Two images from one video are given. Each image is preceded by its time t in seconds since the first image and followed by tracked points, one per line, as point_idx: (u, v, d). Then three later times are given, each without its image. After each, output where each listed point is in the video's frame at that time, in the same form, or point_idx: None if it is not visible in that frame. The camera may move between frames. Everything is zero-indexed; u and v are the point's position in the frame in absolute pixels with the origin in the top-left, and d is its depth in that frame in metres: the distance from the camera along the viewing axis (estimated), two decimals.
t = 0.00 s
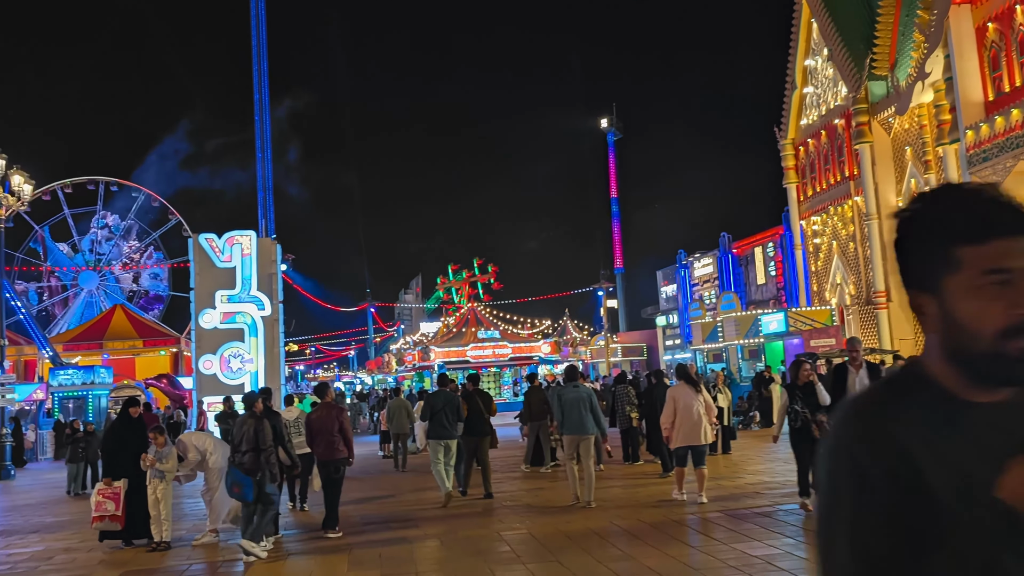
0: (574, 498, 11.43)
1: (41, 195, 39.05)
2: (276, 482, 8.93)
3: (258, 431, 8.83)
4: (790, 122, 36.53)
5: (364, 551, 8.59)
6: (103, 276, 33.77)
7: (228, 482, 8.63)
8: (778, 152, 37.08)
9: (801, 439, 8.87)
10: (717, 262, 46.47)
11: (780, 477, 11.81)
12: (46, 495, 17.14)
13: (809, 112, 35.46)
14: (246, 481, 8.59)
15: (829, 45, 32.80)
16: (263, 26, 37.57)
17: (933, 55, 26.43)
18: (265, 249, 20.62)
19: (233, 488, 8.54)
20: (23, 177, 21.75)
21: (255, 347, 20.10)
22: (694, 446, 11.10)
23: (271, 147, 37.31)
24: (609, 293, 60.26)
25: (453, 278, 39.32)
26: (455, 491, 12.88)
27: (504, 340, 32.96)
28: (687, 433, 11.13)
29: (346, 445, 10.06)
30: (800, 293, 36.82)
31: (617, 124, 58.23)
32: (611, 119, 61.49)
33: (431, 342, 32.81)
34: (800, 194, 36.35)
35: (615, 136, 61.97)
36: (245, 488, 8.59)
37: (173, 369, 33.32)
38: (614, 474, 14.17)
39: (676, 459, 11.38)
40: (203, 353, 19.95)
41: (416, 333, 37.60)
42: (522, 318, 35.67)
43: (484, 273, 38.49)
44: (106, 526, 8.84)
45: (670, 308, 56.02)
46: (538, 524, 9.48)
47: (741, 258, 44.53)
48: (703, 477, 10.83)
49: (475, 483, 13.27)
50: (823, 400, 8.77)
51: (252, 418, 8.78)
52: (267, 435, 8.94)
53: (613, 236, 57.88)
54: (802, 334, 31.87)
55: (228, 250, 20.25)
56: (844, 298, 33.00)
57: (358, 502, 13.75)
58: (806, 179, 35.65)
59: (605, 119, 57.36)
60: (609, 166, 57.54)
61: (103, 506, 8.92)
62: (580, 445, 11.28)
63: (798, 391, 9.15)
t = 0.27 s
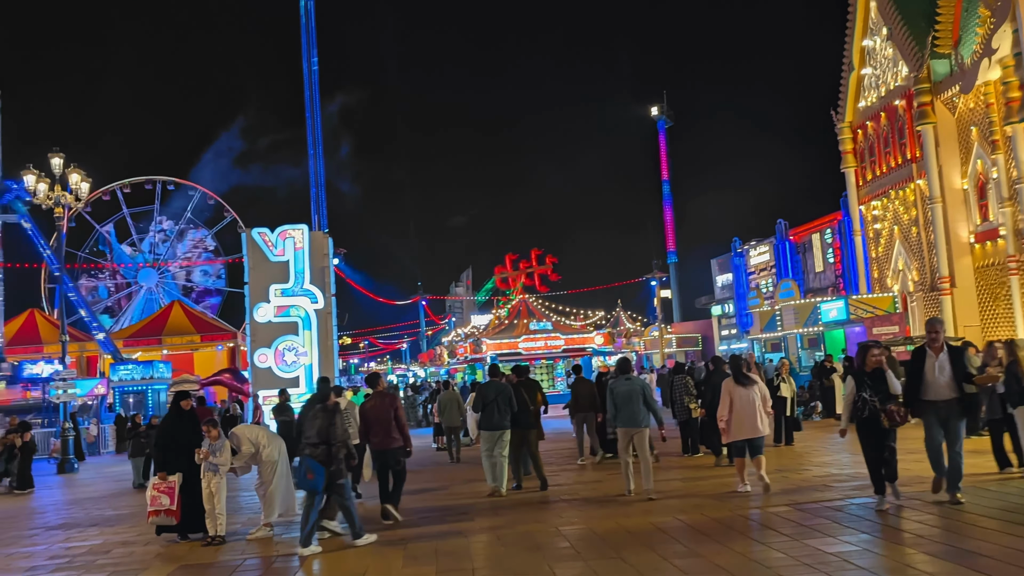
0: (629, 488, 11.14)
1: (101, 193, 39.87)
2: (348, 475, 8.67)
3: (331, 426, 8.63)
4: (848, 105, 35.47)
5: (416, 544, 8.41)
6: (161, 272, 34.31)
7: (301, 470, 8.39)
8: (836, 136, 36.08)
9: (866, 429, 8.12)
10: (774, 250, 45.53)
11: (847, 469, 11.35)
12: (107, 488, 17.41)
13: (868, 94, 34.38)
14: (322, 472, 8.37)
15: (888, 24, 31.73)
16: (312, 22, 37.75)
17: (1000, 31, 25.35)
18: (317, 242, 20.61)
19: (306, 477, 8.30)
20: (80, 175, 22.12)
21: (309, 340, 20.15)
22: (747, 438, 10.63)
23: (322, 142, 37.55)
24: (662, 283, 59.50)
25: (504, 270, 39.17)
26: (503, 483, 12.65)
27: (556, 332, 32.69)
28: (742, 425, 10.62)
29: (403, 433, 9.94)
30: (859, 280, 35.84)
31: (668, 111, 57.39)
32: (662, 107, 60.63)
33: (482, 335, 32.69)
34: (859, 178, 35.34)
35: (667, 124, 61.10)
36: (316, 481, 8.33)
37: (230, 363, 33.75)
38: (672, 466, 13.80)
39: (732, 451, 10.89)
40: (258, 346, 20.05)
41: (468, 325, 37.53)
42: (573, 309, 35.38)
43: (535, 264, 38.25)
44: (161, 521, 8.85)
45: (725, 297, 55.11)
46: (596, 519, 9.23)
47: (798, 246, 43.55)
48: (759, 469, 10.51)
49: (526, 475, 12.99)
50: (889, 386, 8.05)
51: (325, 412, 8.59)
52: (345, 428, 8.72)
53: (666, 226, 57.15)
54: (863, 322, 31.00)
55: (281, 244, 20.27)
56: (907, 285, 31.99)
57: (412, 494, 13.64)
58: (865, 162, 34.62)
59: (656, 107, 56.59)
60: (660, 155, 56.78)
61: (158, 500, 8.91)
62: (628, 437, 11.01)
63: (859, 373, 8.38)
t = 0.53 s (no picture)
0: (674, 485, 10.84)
1: (144, 194, 40.21)
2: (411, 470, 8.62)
3: (396, 422, 8.58)
4: (894, 91, 34.53)
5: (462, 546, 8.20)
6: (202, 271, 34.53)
7: (367, 467, 8.37)
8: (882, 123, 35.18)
9: (930, 431, 7.58)
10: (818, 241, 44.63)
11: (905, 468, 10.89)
12: (150, 485, 17.45)
13: (915, 80, 33.42)
14: (389, 468, 8.35)
15: (936, 6, 30.80)
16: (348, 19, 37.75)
17: None
18: (354, 239, 20.47)
19: (373, 474, 8.30)
20: (121, 175, 22.25)
21: (348, 336, 20.05)
22: (794, 434, 10.25)
23: (359, 139, 37.55)
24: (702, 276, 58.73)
25: (543, 265, 38.86)
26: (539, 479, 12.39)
27: (595, 327, 32.32)
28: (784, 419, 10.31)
29: (445, 429, 9.75)
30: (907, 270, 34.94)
31: (707, 102, 56.55)
32: (700, 98, 59.79)
33: (521, 330, 32.43)
34: (907, 166, 34.41)
35: (705, 115, 60.25)
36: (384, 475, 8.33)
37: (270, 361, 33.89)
38: (719, 464, 13.40)
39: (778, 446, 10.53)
40: (298, 343, 19.99)
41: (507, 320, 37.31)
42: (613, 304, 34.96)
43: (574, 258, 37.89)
44: (200, 522, 8.71)
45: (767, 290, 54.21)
46: (644, 520, 8.93)
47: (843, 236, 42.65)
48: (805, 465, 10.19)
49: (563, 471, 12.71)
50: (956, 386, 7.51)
51: (390, 408, 8.53)
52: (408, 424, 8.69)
53: (706, 219, 56.38)
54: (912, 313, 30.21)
55: (318, 241, 20.17)
56: (958, 275, 31.10)
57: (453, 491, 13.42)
58: (913, 150, 33.69)
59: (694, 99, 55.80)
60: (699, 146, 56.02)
61: (197, 500, 8.76)
62: (673, 433, 10.64)
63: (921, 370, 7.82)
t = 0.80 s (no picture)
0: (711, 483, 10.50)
1: (174, 194, 40.35)
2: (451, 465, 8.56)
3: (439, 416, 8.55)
4: (929, 81, 33.72)
5: (498, 547, 7.98)
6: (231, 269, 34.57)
7: (411, 462, 8.30)
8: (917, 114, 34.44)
9: (988, 429, 7.19)
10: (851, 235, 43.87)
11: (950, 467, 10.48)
12: (180, 483, 17.41)
13: (951, 69, 32.60)
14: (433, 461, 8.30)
15: None
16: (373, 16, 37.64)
17: None
18: (381, 235, 20.28)
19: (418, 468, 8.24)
20: (148, 173, 22.27)
21: (376, 333, 19.87)
22: (838, 430, 9.91)
23: (386, 136, 37.46)
24: (732, 272, 58.00)
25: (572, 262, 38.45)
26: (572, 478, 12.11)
27: (624, 323, 31.94)
28: (828, 414, 9.94)
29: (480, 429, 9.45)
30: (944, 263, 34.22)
31: (736, 96, 55.85)
32: (729, 91, 59.06)
33: (549, 327, 32.13)
34: (943, 158, 33.66)
35: (734, 108, 59.54)
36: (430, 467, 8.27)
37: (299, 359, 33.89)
38: (755, 462, 13.05)
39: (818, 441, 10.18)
40: (326, 340, 19.84)
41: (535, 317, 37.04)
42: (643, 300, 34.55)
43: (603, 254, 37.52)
44: (227, 522, 8.50)
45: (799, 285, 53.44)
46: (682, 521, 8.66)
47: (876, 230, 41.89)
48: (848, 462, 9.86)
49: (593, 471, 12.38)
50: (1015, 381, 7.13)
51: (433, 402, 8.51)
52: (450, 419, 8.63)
53: (736, 214, 55.69)
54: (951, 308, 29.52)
55: (345, 237, 20.00)
56: (997, 268, 30.36)
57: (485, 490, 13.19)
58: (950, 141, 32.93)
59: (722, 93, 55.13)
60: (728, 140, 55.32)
61: (224, 500, 8.55)
62: (709, 430, 10.31)
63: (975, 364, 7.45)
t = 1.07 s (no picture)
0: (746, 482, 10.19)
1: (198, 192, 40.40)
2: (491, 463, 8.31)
3: (475, 414, 8.32)
4: (962, 72, 33.03)
5: (525, 548, 7.76)
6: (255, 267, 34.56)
7: (448, 460, 8.05)
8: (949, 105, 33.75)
9: None
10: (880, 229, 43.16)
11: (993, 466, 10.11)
12: (205, 481, 17.33)
13: (985, 59, 31.89)
14: (471, 458, 8.04)
15: None
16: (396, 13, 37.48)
17: None
18: (405, 232, 20.07)
19: (457, 466, 7.99)
20: (172, 171, 22.21)
21: (400, 330, 19.67)
22: (878, 428, 9.54)
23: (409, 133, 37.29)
24: (759, 268, 57.30)
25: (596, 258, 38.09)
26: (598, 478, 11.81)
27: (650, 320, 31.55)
28: (869, 412, 9.59)
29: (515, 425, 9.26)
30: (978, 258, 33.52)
31: (761, 90, 55.14)
32: (754, 85, 58.35)
33: (574, 324, 31.81)
34: (976, 150, 32.95)
35: (759, 102, 58.82)
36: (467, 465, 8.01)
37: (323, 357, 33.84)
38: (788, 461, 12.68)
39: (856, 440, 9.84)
40: (349, 338, 19.67)
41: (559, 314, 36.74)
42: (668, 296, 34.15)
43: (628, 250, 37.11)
44: (248, 524, 8.27)
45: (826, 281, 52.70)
46: (715, 522, 8.38)
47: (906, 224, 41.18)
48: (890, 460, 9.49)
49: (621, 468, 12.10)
50: None
51: (468, 400, 8.29)
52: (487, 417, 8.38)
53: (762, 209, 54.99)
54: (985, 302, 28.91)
55: (368, 234, 19.80)
56: None
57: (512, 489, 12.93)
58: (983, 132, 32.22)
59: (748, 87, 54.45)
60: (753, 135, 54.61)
61: (245, 500, 8.33)
62: (744, 429, 9.95)
63: None
